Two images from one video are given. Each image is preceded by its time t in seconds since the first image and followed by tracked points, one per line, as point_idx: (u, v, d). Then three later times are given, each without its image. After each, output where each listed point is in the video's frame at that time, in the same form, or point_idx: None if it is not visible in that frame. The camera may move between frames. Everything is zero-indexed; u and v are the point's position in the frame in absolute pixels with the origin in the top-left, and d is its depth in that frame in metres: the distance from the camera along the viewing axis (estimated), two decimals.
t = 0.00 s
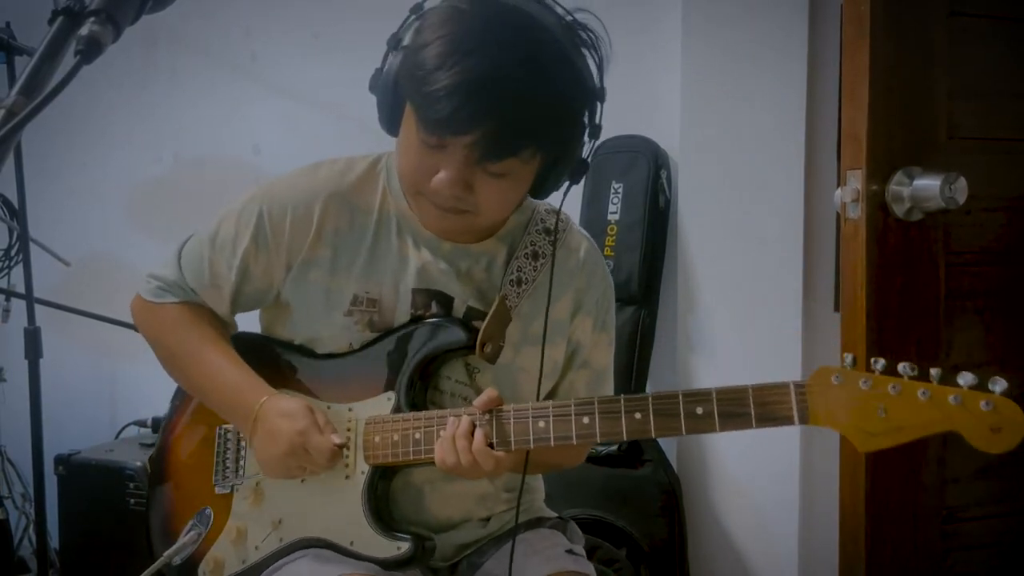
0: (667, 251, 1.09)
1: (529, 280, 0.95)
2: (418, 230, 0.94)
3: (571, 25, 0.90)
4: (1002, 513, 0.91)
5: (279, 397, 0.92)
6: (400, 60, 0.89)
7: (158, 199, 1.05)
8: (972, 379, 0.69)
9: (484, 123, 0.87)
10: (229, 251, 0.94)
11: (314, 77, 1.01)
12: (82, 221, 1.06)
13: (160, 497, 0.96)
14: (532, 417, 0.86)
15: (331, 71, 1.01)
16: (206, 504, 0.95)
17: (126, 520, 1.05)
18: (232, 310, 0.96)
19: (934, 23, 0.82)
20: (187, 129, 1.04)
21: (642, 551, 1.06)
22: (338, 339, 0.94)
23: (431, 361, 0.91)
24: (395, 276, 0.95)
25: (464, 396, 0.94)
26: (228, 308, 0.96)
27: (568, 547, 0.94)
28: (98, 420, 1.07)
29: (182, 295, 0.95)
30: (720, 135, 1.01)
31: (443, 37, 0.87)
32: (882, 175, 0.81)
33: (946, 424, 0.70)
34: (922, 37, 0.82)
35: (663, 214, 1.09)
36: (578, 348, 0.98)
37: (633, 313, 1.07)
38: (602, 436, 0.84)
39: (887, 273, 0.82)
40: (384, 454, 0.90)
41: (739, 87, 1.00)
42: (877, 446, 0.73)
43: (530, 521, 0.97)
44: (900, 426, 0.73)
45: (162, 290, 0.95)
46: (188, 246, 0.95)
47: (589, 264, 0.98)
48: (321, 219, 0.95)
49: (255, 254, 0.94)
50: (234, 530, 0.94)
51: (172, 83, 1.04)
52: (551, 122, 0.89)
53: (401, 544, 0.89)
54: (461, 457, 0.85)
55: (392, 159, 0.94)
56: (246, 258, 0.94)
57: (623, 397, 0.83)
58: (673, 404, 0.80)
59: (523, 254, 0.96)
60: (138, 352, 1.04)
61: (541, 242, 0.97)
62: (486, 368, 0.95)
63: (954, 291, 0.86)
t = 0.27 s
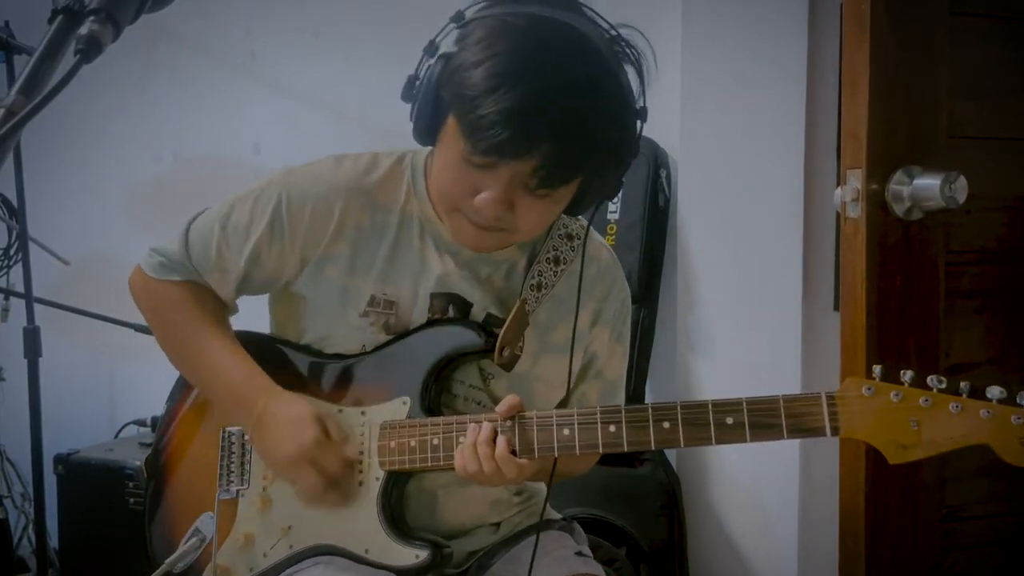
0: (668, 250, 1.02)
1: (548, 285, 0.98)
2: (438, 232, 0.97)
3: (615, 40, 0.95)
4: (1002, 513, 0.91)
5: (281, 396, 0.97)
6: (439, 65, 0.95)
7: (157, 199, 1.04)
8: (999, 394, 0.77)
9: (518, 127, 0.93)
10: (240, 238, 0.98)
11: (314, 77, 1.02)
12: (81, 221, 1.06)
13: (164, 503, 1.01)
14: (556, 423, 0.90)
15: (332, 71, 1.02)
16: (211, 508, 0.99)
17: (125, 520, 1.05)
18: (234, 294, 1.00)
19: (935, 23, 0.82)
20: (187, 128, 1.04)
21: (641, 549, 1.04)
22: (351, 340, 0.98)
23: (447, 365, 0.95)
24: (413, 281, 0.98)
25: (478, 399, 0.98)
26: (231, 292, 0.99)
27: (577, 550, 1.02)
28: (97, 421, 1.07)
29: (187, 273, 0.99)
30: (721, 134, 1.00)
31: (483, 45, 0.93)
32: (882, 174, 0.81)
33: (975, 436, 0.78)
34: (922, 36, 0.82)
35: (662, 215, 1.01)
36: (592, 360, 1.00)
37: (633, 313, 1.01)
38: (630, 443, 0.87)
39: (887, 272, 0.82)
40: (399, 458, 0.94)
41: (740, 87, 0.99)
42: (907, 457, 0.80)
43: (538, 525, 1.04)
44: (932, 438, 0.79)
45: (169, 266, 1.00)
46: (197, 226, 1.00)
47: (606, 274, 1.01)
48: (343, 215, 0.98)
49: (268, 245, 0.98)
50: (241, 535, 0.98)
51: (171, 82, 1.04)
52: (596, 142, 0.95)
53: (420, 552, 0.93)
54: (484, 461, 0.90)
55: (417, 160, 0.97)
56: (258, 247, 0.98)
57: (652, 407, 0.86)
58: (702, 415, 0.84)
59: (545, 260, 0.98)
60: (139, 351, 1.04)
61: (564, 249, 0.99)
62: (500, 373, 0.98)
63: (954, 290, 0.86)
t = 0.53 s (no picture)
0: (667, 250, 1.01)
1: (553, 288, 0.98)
2: (451, 235, 0.97)
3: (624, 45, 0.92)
4: (1002, 510, 0.91)
5: (281, 412, 0.99)
6: (473, 88, 0.93)
7: (157, 198, 1.04)
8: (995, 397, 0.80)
9: (561, 153, 0.91)
10: (251, 243, 0.98)
11: (315, 76, 1.01)
12: (80, 220, 1.06)
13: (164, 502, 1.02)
14: (572, 423, 0.92)
15: (331, 70, 1.01)
16: (212, 508, 1.01)
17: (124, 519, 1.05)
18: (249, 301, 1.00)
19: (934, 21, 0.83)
20: (186, 128, 1.04)
21: (641, 547, 1.04)
22: (363, 342, 0.99)
23: (459, 365, 0.98)
24: (426, 283, 0.99)
25: (488, 398, 1.00)
26: (245, 300, 1.00)
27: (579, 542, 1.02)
28: (95, 421, 1.06)
29: (198, 286, 0.99)
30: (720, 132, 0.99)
31: (520, 69, 0.91)
32: (881, 173, 0.81)
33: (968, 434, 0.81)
34: (922, 35, 0.82)
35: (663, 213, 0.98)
36: (592, 353, 1.00)
37: (632, 312, 1.00)
38: (644, 442, 0.89)
39: (887, 271, 0.82)
40: (411, 457, 0.97)
41: (739, 85, 0.99)
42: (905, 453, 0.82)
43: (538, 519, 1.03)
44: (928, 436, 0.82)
45: (174, 279, 1.00)
46: (205, 234, 1.00)
47: (603, 274, 1.00)
48: (355, 217, 0.98)
49: (281, 247, 0.98)
50: (245, 534, 1.01)
51: (170, 81, 1.04)
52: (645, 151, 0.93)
53: (434, 549, 0.99)
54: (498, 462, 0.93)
55: (426, 161, 0.97)
56: (271, 250, 0.98)
57: (665, 408, 0.89)
58: (715, 414, 0.87)
59: (547, 263, 0.99)
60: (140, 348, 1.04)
61: (562, 251, 0.99)
62: (510, 371, 1.00)
63: (954, 288, 0.86)
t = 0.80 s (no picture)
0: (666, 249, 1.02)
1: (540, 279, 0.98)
2: (440, 225, 0.97)
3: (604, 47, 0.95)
4: (1000, 509, 0.92)
5: (269, 383, 1.00)
6: (463, 79, 0.94)
7: (156, 197, 1.04)
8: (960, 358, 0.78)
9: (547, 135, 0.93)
10: (244, 218, 0.99)
11: (315, 75, 1.02)
12: (79, 219, 1.06)
13: (162, 484, 1.02)
14: (556, 398, 0.93)
15: (331, 70, 1.01)
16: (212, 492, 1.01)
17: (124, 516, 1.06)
18: (240, 277, 1.00)
19: (934, 21, 0.83)
20: (186, 127, 1.04)
21: (640, 545, 1.04)
22: (355, 326, 0.99)
23: (451, 352, 0.98)
24: (416, 269, 0.99)
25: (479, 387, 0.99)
26: (237, 275, 1.00)
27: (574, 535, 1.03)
28: (95, 419, 1.07)
29: (196, 252, 1.00)
30: (720, 132, 1.00)
31: (508, 60, 0.93)
32: (880, 171, 0.81)
33: (935, 395, 0.79)
34: (922, 34, 0.82)
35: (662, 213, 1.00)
36: (580, 344, 1.00)
37: (631, 310, 0.99)
38: (625, 412, 0.90)
39: (886, 269, 0.82)
40: (403, 440, 0.97)
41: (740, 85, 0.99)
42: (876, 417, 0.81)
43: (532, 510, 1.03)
44: (897, 399, 0.81)
45: (177, 243, 1.01)
46: (206, 209, 1.00)
47: (592, 267, 1.01)
48: (344, 206, 0.98)
49: (271, 224, 0.99)
50: (242, 517, 1.01)
51: (169, 80, 1.04)
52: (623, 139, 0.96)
53: (423, 523, 0.98)
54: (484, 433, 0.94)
55: (417, 159, 0.97)
56: (262, 226, 0.99)
57: (646, 380, 0.89)
58: (692, 383, 0.87)
59: (534, 255, 0.98)
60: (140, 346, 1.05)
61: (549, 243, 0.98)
62: (500, 360, 0.99)
63: (952, 287, 0.87)
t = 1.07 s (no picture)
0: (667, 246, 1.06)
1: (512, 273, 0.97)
2: (410, 218, 0.97)
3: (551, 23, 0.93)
4: (1000, 508, 0.92)
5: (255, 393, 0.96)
6: (415, 65, 0.91)
7: (156, 197, 1.05)
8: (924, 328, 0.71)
9: (497, 105, 0.90)
10: (225, 235, 0.97)
11: (316, 74, 1.01)
12: (79, 218, 1.06)
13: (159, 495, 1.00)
14: (522, 390, 0.89)
15: (332, 69, 1.01)
16: (201, 495, 0.98)
17: (122, 516, 1.05)
18: (228, 295, 0.99)
19: (935, 20, 0.83)
20: (186, 126, 1.04)
21: (640, 546, 1.07)
22: (332, 326, 0.98)
23: (425, 350, 0.95)
24: (388, 266, 0.98)
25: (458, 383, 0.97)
26: (224, 294, 0.99)
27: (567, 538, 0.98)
28: (95, 417, 1.07)
29: (184, 277, 0.99)
30: (719, 131, 1.00)
31: (456, 38, 0.91)
32: (880, 171, 0.81)
33: (902, 372, 0.72)
34: (922, 34, 0.82)
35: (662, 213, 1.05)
36: (562, 333, 1.00)
37: (632, 309, 1.03)
38: (587, 402, 0.85)
39: (886, 269, 0.82)
40: (378, 437, 0.94)
41: (741, 84, 0.99)
42: (841, 395, 0.75)
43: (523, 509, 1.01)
44: (864, 377, 0.74)
45: (165, 270, 1.00)
46: (194, 235, 0.99)
47: (569, 258, 1.01)
48: (312, 210, 0.97)
49: (248, 238, 0.97)
50: (228, 518, 0.97)
51: (169, 78, 1.04)
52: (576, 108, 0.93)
53: (395, 518, 0.92)
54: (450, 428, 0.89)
55: (383, 160, 0.98)
56: (239, 241, 0.97)
57: (606, 367, 0.85)
58: (653, 368, 0.81)
59: (505, 250, 0.98)
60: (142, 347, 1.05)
61: (520, 238, 0.98)
62: (478, 354, 0.97)
63: (953, 287, 0.86)
